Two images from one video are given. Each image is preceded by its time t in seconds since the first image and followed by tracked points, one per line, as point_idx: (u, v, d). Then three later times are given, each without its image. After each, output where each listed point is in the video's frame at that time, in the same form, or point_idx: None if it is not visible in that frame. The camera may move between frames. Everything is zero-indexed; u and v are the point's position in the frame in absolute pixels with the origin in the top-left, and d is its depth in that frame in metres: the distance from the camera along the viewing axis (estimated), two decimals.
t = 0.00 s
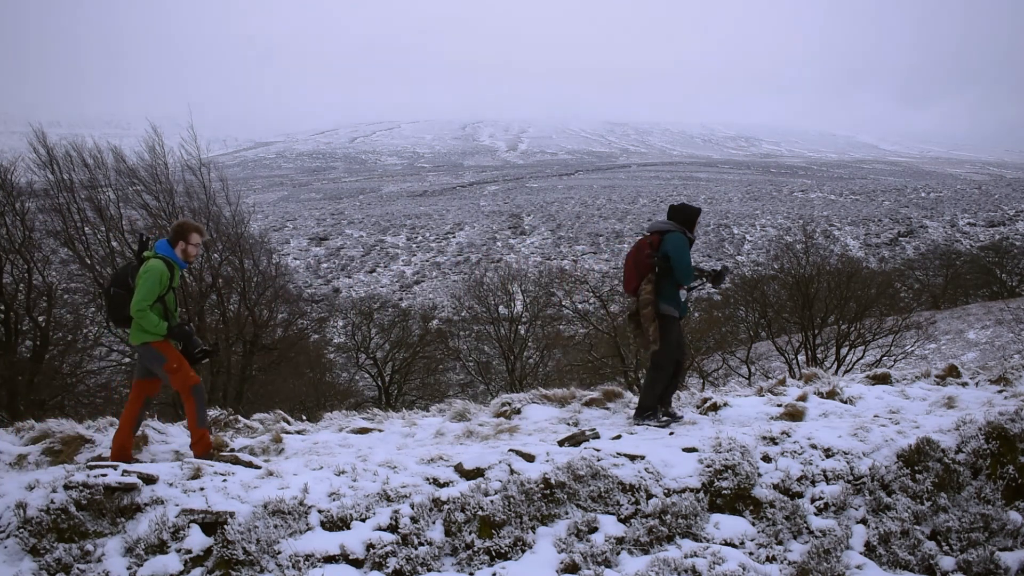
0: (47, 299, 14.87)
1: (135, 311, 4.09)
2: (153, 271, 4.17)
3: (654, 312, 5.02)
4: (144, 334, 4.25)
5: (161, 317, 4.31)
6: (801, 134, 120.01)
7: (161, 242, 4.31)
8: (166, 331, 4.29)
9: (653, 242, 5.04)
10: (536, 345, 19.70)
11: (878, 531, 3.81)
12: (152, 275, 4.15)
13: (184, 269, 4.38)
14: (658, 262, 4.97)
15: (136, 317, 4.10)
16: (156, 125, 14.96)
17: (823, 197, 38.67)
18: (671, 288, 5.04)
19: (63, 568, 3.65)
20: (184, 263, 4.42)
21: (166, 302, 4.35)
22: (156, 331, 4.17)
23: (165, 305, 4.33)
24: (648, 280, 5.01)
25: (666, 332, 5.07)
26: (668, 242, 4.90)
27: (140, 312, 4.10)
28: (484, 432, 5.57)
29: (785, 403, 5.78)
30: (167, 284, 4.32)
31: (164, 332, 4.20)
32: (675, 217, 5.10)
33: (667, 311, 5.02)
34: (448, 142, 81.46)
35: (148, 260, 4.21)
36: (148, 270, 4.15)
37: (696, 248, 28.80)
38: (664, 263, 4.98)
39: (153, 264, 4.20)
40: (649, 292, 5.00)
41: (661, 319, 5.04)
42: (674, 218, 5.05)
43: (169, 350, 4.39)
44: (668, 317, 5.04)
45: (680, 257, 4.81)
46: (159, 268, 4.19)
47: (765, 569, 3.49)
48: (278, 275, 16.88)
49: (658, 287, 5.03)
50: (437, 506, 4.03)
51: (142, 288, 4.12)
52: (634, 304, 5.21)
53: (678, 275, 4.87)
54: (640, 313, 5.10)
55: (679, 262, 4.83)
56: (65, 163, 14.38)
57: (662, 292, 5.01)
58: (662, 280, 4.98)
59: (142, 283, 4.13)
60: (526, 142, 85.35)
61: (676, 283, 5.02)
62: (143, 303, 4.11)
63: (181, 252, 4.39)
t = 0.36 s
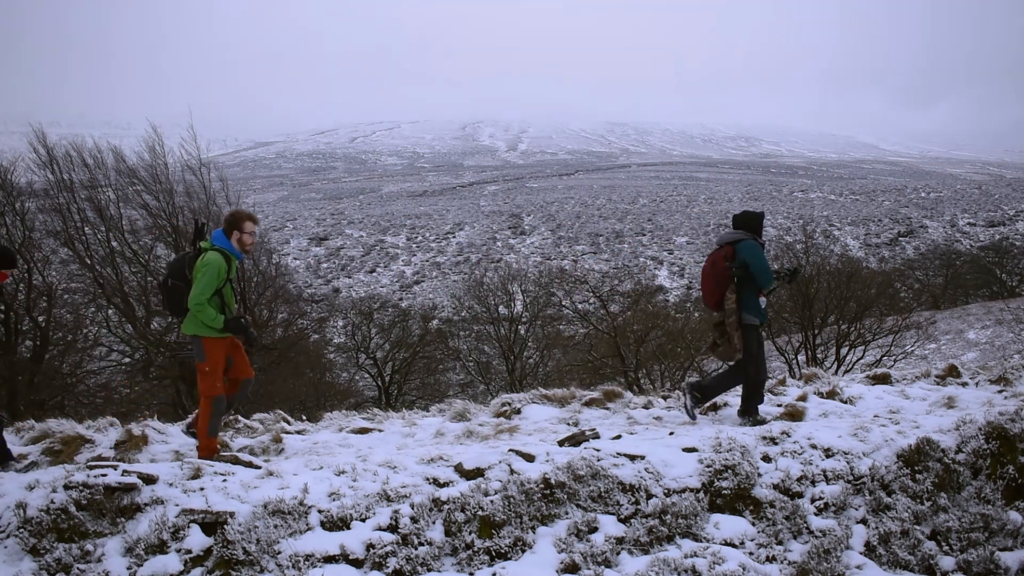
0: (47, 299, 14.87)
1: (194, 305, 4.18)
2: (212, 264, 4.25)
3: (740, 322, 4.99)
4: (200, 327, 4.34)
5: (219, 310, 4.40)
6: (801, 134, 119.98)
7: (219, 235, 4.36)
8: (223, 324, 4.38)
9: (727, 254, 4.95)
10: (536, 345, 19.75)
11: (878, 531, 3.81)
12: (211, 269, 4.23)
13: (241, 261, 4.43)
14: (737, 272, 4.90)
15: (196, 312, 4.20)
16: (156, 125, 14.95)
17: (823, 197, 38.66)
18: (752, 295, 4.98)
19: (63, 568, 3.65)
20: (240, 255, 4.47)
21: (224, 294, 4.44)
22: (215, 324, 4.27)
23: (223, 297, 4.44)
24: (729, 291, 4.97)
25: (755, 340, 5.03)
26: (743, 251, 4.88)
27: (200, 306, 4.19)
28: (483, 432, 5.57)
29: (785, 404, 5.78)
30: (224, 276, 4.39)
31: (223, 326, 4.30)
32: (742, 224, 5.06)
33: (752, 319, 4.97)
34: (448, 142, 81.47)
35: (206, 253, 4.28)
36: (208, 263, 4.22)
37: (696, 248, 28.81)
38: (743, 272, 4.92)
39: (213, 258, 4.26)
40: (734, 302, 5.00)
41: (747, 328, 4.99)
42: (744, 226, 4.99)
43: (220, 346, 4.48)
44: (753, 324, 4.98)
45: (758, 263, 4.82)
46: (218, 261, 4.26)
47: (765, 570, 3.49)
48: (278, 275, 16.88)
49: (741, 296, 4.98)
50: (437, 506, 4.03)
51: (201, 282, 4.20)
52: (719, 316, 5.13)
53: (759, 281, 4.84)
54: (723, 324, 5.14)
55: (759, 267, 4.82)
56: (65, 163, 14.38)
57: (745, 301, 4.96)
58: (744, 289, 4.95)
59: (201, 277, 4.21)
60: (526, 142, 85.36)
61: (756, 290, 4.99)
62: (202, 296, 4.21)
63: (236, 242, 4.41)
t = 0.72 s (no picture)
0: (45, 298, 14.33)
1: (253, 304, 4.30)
2: (274, 265, 4.36)
3: (814, 323, 4.94)
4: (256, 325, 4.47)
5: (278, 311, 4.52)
6: (801, 134, 119.98)
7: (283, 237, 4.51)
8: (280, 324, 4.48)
9: (798, 256, 4.97)
10: (536, 345, 19.76)
11: (878, 531, 3.81)
12: (273, 269, 4.35)
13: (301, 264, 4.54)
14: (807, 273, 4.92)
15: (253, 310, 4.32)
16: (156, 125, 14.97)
17: (823, 197, 38.67)
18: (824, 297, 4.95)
19: (63, 568, 3.65)
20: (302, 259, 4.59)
21: (284, 297, 4.56)
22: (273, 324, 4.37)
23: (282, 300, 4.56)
24: (799, 292, 4.97)
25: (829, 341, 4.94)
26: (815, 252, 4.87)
27: (260, 306, 4.31)
28: (483, 432, 5.57)
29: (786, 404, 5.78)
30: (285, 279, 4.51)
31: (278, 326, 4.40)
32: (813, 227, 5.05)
33: (825, 318, 4.94)
34: (448, 142, 81.46)
35: (269, 254, 4.41)
36: (270, 264, 4.35)
37: (696, 248, 28.82)
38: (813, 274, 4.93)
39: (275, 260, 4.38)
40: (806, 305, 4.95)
41: (820, 329, 4.94)
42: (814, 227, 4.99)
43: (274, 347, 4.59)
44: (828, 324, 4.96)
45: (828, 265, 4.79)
46: (280, 263, 4.38)
47: (765, 570, 3.49)
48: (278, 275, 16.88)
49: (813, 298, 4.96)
50: (437, 506, 4.03)
51: (262, 282, 4.33)
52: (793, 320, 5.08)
53: (829, 282, 4.81)
54: (800, 327, 5.03)
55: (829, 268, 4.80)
56: (65, 163, 14.41)
57: (816, 302, 4.93)
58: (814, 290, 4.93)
59: (262, 276, 4.34)
60: (526, 142, 85.37)
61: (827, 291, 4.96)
62: (263, 295, 4.31)
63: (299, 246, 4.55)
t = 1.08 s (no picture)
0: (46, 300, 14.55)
1: (304, 288, 4.52)
2: (323, 250, 4.58)
3: (885, 310, 4.97)
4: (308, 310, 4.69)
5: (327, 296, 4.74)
6: (801, 134, 119.92)
7: (331, 224, 4.74)
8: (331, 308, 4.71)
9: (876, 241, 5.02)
10: (536, 345, 19.75)
11: (878, 531, 3.81)
12: (322, 254, 4.56)
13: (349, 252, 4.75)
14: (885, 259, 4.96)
15: (305, 294, 4.54)
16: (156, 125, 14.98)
17: (823, 197, 38.66)
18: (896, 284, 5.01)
19: (63, 568, 3.65)
20: (349, 247, 4.82)
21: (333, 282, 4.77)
22: (321, 307, 4.58)
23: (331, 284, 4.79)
24: (874, 277, 5.00)
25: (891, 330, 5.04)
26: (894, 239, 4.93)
27: (309, 289, 4.53)
28: (483, 432, 5.57)
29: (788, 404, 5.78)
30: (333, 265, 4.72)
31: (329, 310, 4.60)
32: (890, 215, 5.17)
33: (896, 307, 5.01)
34: (448, 142, 81.44)
35: (318, 240, 4.63)
36: (319, 249, 4.56)
37: (696, 248, 28.82)
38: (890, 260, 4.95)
39: (323, 245, 4.61)
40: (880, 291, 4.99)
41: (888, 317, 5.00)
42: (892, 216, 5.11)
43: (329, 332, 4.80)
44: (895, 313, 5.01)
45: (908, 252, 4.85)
46: (329, 248, 4.60)
47: (765, 570, 3.49)
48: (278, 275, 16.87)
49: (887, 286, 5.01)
50: (437, 506, 4.03)
51: (313, 266, 4.54)
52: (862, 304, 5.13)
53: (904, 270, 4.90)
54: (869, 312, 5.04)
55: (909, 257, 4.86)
56: (65, 163, 14.42)
57: (889, 290, 4.99)
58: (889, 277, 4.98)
59: (311, 261, 4.56)
60: (526, 142, 85.33)
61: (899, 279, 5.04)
62: (311, 280, 4.53)
63: (347, 235, 4.80)
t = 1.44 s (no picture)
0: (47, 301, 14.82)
1: (363, 298, 4.53)
2: (384, 260, 4.56)
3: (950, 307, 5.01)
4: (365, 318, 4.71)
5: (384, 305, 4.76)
6: (801, 134, 119.91)
7: (393, 231, 4.71)
8: (387, 317, 4.74)
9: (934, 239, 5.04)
10: (536, 345, 19.74)
11: (878, 531, 3.81)
12: (382, 264, 4.55)
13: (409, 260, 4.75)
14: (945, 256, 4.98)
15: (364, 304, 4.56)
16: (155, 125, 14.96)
17: (823, 197, 38.66)
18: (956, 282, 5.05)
19: (63, 568, 3.65)
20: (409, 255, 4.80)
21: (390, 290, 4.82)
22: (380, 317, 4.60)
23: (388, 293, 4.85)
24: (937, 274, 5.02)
25: (958, 327, 5.07)
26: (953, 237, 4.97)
27: (367, 299, 4.53)
28: (483, 432, 5.57)
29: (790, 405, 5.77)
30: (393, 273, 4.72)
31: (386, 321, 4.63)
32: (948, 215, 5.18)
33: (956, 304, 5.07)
34: (448, 142, 81.44)
35: (380, 248, 4.62)
36: (380, 258, 4.55)
37: (697, 248, 28.82)
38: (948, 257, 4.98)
39: (386, 254, 4.60)
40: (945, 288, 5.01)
41: (953, 314, 5.03)
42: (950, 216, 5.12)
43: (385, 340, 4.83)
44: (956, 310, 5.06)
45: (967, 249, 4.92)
46: (390, 258, 4.59)
47: (765, 570, 3.49)
48: (278, 275, 16.86)
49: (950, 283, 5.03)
50: (437, 506, 4.03)
51: (372, 276, 4.53)
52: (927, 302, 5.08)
53: (966, 265, 4.92)
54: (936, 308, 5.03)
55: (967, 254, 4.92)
56: (65, 163, 14.41)
57: (951, 287, 5.03)
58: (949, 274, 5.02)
59: (370, 271, 4.55)
60: (526, 142, 85.34)
61: (959, 276, 5.10)
62: (371, 290, 4.53)
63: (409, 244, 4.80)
